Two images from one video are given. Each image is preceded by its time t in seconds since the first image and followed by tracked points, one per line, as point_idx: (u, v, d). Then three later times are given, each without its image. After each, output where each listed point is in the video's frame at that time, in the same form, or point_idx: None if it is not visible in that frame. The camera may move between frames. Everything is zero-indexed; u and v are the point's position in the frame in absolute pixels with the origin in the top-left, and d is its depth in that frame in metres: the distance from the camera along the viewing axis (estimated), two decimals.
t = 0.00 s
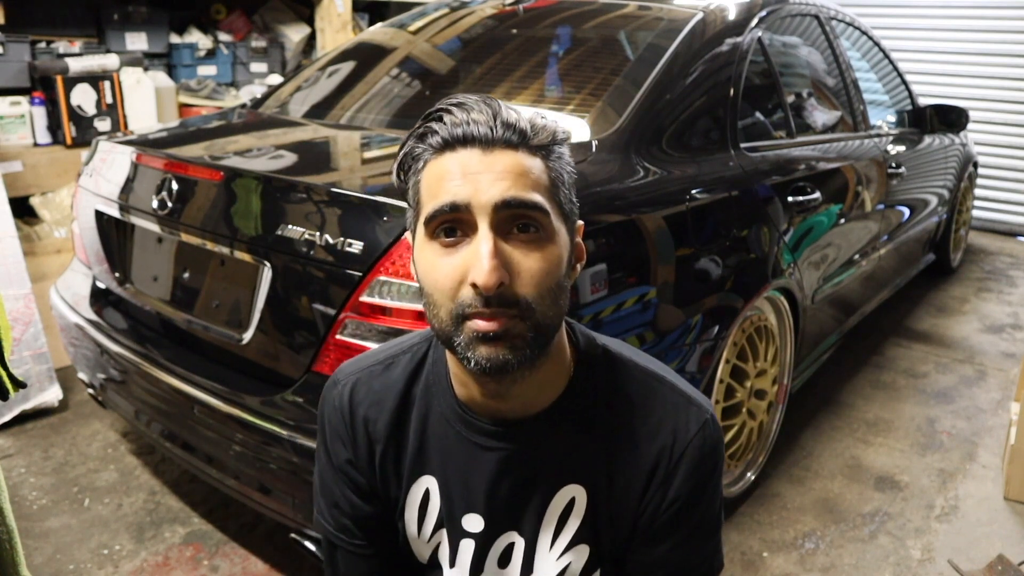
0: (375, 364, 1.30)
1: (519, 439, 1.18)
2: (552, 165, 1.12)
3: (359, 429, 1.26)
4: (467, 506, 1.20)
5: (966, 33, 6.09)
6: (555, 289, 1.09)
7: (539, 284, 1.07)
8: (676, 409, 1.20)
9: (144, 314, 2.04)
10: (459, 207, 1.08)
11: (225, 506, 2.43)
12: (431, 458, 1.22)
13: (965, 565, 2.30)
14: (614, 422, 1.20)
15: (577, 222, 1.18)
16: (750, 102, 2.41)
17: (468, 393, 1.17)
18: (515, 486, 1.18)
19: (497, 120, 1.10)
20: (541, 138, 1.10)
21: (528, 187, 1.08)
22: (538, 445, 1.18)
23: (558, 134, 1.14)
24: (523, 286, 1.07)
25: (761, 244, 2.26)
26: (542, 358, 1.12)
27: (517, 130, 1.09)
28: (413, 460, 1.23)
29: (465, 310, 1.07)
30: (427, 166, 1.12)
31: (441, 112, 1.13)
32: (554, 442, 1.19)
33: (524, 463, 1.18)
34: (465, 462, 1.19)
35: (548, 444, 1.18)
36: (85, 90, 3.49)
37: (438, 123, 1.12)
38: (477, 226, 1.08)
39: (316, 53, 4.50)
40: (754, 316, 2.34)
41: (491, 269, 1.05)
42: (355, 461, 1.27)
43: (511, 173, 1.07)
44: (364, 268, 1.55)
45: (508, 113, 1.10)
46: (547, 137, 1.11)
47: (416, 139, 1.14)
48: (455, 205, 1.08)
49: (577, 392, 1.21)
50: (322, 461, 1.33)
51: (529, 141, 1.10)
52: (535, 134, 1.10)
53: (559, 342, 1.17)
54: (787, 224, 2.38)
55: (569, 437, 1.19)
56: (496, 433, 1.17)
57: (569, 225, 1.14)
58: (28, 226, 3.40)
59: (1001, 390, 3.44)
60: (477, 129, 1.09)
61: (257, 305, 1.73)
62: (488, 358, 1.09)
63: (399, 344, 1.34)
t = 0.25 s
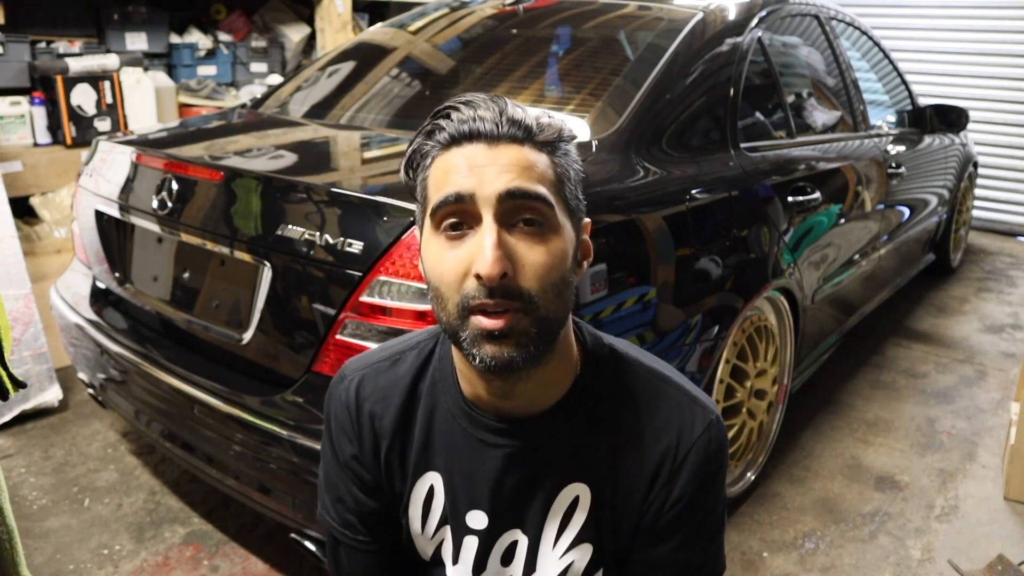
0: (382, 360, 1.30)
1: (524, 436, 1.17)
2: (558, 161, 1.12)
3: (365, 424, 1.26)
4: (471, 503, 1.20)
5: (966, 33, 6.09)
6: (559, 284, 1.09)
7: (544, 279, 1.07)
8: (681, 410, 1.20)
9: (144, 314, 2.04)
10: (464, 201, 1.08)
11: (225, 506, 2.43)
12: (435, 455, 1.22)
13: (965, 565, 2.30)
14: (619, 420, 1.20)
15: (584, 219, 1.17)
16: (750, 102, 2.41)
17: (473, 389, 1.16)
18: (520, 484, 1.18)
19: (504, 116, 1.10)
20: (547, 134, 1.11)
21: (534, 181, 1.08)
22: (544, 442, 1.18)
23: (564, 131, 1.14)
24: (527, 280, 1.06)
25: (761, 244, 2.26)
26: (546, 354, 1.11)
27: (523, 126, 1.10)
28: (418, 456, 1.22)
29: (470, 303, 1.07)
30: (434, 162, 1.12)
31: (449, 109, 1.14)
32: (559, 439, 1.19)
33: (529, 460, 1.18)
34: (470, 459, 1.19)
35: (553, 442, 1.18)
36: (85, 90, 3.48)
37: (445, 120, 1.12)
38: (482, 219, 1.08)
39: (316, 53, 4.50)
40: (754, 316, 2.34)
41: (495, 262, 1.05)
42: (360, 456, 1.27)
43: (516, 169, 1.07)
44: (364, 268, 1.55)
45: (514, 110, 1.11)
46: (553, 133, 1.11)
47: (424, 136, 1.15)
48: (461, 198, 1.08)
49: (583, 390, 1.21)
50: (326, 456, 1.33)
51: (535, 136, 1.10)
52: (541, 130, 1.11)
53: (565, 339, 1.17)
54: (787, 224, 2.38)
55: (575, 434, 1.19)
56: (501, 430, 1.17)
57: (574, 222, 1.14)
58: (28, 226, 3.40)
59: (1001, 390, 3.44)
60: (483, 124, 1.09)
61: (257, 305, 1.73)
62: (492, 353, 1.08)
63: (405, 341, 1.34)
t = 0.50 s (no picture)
0: (384, 360, 1.30)
1: (527, 437, 1.18)
2: (563, 163, 1.12)
3: (368, 425, 1.26)
4: (475, 503, 1.20)
5: (966, 33, 6.09)
6: (565, 286, 1.09)
7: (549, 282, 1.07)
8: (684, 409, 1.20)
9: (144, 314, 2.04)
10: (470, 203, 1.08)
11: (225, 506, 2.43)
12: (439, 455, 1.22)
13: (965, 565, 2.30)
14: (623, 421, 1.20)
15: (588, 221, 1.18)
16: (750, 102, 2.41)
17: (477, 391, 1.17)
18: (523, 484, 1.18)
19: (509, 118, 1.10)
20: (552, 136, 1.11)
21: (539, 184, 1.08)
22: (547, 442, 1.18)
23: (569, 133, 1.14)
24: (533, 283, 1.06)
25: (761, 244, 2.26)
26: (551, 356, 1.12)
27: (529, 128, 1.10)
28: (422, 456, 1.22)
29: (475, 306, 1.07)
30: (439, 164, 1.12)
31: (453, 110, 1.14)
32: (562, 440, 1.19)
33: (532, 461, 1.18)
34: (473, 459, 1.19)
35: (556, 442, 1.18)
36: (84, 90, 3.48)
37: (450, 121, 1.12)
38: (488, 222, 1.08)
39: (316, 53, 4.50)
40: (754, 316, 2.34)
41: (502, 265, 1.05)
42: (363, 457, 1.27)
43: (522, 171, 1.07)
44: (364, 268, 1.55)
45: (519, 112, 1.11)
46: (558, 135, 1.11)
47: (428, 137, 1.14)
48: (466, 201, 1.08)
49: (586, 390, 1.21)
50: (329, 457, 1.33)
51: (541, 139, 1.10)
52: (546, 133, 1.11)
53: (569, 340, 1.17)
54: (787, 224, 2.38)
55: (578, 435, 1.19)
56: (505, 430, 1.17)
57: (579, 223, 1.14)
58: (28, 226, 3.40)
59: (1001, 391, 3.44)
60: (489, 127, 1.09)
61: (257, 305, 1.73)
62: (498, 355, 1.08)
63: (408, 342, 1.34)
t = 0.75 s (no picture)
0: (386, 361, 1.30)
1: (530, 436, 1.18)
2: (568, 165, 1.12)
3: (370, 425, 1.26)
4: (478, 503, 1.20)
5: (966, 33, 6.09)
6: (571, 288, 1.09)
7: (556, 284, 1.07)
8: (686, 406, 1.20)
9: (144, 314, 2.04)
10: (478, 204, 1.08)
11: (225, 506, 2.43)
12: (441, 454, 1.22)
13: (965, 565, 2.30)
14: (625, 419, 1.20)
15: (591, 222, 1.18)
16: (750, 102, 2.41)
17: (481, 390, 1.17)
18: (526, 483, 1.19)
19: (516, 119, 1.10)
20: (558, 138, 1.11)
21: (547, 186, 1.08)
22: (549, 441, 1.18)
23: (574, 135, 1.15)
24: (541, 285, 1.07)
25: (761, 244, 2.26)
26: (556, 357, 1.12)
27: (536, 129, 1.10)
28: (424, 456, 1.22)
29: (482, 308, 1.07)
30: (445, 164, 1.12)
31: (458, 110, 1.14)
32: (564, 439, 1.19)
33: (535, 460, 1.18)
34: (476, 458, 1.19)
35: (559, 441, 1.19)
36: (84, 90, 3.48)
37: (457, 121, 1.12)
38: (496, 223, 1.07)
39: (316, 53, 4.50)
40: (754, 316, 2.34)
41: (511, 267, 1.05)
42: (365, 457, 1.27)
43: (530, 173, 1.08)
44: (364, 268, 1.55)
45: (525, 113, 1.11)
46: (563, 137, 1.12)
47: (433, 138, 1.15)
48: (474, 202, 1.08)
49: (588, 389, 1.21)
50: (330, 458, 1.32)
51: (548, 140, 1.10)
52: (553, 135, 1.11)
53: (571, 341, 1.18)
54: (787, 224, 2.38)
55: (580, 433, 1.19)
56: (508, 430, 1.17)
57: (584, 224, 1.14)
58: (28, 226, 3.40)
59: (1001, 391, 3.44)
60: (497, 127, 1.09)
61: (257, 305, 1.73)
62: (504, 357, 1.08)
63: (409, 341, 1.34)
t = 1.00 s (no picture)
0: (383, 355, 1.30)
1: (527, 433, 1.18)
2: (587, 173, 1.12)
3: (367, 419, 1.26)
4: (474, 498, 1.20)
5: (966, 33, 6.09)
6: (581, 297, 1.11)
7: (570, 293, 1.09)
8: (682, 404, 1.20)
9: (144, 314, 2.04)
10: (502, 208, 1.07)
11: (226, 506, 2.43)
12: (438, 450, 1.22)
13: (965, 565, 2.30)
14: (620, 416, 1.20)
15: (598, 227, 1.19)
16: (750, 102, 2.41)
17: (480, 387, 1.17)
18: (522, 479, 1.19)
19: (546, 124, 1.08)
20: (583, 146, 1.10)
21: (571, 196, 1.08)
22: (546, 439, 1.18)
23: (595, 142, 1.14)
24: (557, 294, 1.08)
25: (761, 244, 2.26)
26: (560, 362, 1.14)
27: (565, 136, 1.08)
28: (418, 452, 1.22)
29: (497, 312, 1.08)
30: (468, 161, 1.09)
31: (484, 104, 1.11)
32: (560, 436, 1.19)
33: (530, 456, 1.18)
34: (472, 454, 1.19)
35: (555, 438, 1.18)
36: (84, 90, 3.48)
37: (483, 118, 1.09)
38: (519, 229, 1.07)
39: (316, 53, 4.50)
40: (754, 316, 2.34)
41: (533, 276, 1.05)
42: (363, 451, 1.27)
43: (557, 181, 1.07)
44: (364, 268, 1.55)
45: (556, 117, 1.09)
46: (587, 146, 1.11)
47: (455, 129, 1.11)
48: (498, 205, 1.07)
49: (584, 386, 1.21)
50: (328, 453, 1.33)
51: (574, 147, 1.09)
52: (579, 142, 1.10)
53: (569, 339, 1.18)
54: (787, 224, 2.38)
55: (576, 430, 1.19)
56: (504, 426, 1.17)
57: (592, 232, 1.15)
58: (28, 226, 3.40)
59: (1001, 390, 3.44)
60: (526, 131, 1.07)
61: (257, 305, 1.73)
62: (514, 362, 1.09)
63: (406, 337, 1.34)
